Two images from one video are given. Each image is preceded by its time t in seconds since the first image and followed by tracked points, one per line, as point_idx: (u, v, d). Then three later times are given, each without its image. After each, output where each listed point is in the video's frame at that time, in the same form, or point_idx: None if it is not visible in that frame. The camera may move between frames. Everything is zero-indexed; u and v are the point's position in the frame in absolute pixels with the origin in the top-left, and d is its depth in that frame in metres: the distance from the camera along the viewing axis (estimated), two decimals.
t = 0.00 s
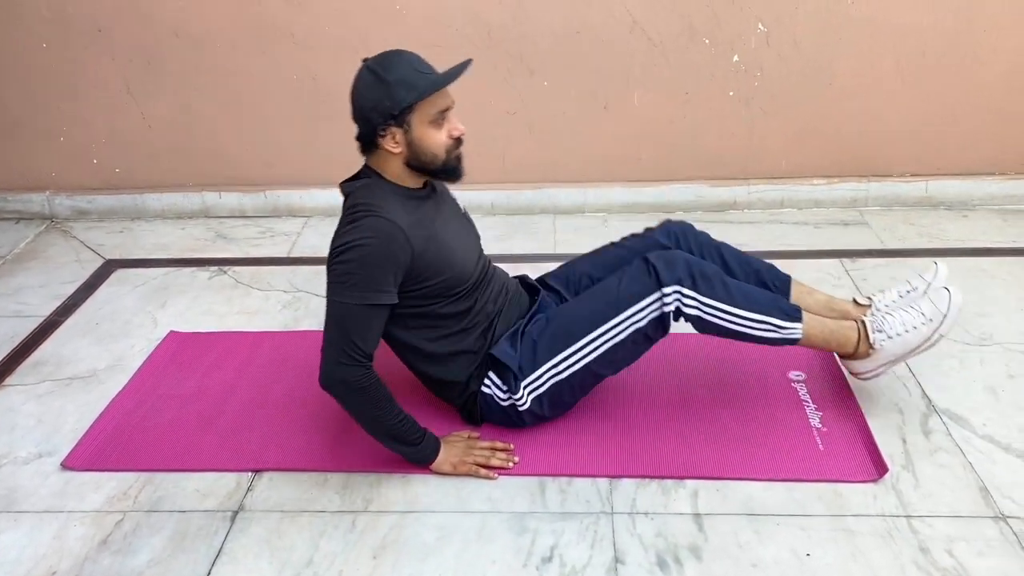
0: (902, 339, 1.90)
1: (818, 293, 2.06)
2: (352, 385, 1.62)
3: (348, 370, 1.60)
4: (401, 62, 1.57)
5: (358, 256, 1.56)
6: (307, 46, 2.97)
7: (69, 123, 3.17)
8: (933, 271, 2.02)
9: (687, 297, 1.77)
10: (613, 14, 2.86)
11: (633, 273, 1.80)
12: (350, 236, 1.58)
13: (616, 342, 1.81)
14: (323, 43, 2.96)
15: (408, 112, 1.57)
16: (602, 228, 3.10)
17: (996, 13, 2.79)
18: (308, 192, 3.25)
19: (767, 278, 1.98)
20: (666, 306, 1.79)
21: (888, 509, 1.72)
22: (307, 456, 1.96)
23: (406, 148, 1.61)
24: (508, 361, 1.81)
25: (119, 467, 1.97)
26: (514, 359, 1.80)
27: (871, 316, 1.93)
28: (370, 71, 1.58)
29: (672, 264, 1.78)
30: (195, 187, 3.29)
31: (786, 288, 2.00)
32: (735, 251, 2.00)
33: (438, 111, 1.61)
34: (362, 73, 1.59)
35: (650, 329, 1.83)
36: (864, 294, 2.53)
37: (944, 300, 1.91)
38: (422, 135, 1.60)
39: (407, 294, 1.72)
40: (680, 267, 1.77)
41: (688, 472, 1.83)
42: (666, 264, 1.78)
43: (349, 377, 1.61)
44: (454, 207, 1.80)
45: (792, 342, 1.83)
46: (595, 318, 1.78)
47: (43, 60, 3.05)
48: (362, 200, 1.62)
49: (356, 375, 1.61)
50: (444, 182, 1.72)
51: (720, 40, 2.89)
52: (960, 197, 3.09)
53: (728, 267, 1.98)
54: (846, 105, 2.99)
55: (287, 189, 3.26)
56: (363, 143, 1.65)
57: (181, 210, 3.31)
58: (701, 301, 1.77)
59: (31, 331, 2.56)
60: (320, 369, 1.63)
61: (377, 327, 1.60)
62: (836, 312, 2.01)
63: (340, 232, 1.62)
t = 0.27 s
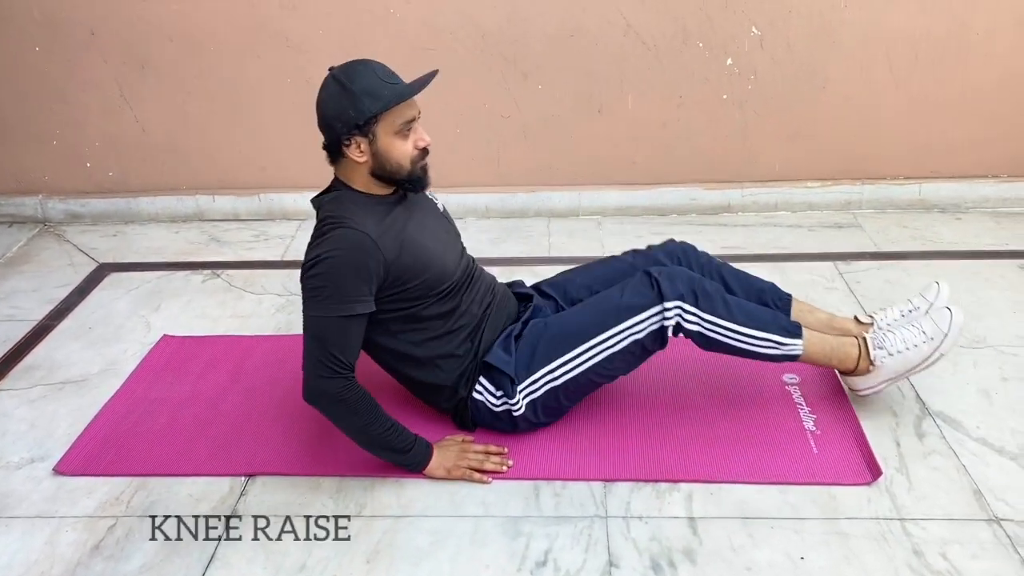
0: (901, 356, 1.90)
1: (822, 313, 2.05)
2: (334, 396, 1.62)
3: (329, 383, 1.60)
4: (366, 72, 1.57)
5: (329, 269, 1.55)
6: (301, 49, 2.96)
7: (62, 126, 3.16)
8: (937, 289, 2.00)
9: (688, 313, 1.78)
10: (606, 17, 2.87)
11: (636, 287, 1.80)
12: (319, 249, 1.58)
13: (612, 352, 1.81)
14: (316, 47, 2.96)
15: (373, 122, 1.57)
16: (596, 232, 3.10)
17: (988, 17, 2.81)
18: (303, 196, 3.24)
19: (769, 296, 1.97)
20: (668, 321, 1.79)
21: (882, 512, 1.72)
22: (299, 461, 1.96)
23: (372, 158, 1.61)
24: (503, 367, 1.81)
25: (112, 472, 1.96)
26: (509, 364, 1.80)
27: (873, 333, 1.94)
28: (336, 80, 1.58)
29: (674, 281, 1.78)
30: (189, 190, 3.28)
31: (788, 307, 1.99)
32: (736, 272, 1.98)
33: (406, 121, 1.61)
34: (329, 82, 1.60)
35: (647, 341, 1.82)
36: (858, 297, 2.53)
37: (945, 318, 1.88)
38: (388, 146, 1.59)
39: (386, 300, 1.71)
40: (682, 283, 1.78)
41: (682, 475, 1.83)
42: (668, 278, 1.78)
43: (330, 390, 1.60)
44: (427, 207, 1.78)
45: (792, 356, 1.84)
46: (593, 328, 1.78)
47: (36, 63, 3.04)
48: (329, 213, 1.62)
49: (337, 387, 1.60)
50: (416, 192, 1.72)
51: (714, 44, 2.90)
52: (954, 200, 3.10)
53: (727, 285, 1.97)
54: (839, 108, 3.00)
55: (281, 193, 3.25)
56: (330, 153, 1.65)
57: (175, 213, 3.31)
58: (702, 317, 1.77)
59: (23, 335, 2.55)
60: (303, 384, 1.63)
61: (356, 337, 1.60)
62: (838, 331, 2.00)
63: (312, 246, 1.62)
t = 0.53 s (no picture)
0: (823, 272, 1.85)
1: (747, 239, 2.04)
2: (370, 382, 1.58)
3: (369, 366, 1.56)
4: (459, 79, 1.57)
5: (399, 252, 1.53)
6: (298, 51, 2.96)
7: (59, 128, 3.15)
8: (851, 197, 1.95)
9: (595, 251, 1.72)
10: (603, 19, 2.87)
11: (544, 244, 1.76)
12: (392, 230, 1.55)
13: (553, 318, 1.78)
14: (313, 49, 2.96)
15: (463, 129, 1.59)
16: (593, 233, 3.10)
17: (984, 19, 2.81)
18: (300, 198, 3.24)
19: (687, 220, 1.98)
20: (583, 263, 1.74)
21: (879, 514, 1.72)
22: (297, 463, 1.95)
23: (457, 164, 1.63)
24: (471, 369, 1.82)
25: (109, 474, 1.95)
26: (478, 365, 1.81)
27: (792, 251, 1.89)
28: (426, 83, 1.58)
29: (572, 223, 1.74)
30: (186, 192, 3.28)
31: (708, 230, 1.99)
32: (655, 199, 1.98)
33: (492, 129, 1.63)
34: (417, 83, 1.59)
35: (585, 287, 1.77)
36: (855, 299, 2.53)
37: (864, 227, 1.85)
38: (474, 153, 1.62)
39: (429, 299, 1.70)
40: (579, 222, 1.73)
41: (680, 477, 1.83)
42: (568, 224, 1.74)
43: (369, 374, 1.57)
44: (481, 220, 1.80)
45: (713, 283, 1.77)
46: (527, 302, 1.77)
47: (33, 65, 3.04)
48: (404, 197, 1.60)
49: (377, 372, 1.57)
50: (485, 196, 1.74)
51: (710, 45, 2.90)
52: (951, 202, 3.10)
53: (649, 214, 1.97)
54: (836, 110, 3.00)
55: (278, 195, 3.25)
56: (410, 152, 1.65)
57: (172, 215, 3.30)
58: (609, 252, 1.72)
59: (20, 337, 2.54)
60: (340, 359, 1.57)
61: (405, 327, 1.57)
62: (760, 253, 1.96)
63: (377, 223, 1.59)
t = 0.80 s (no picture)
0: (865, 302, 1.82)
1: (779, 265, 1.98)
2: (357, 393, 1.59)
3: (355, 377, 1.58)
4: (422, 75, 1.58)
5: (376, 263, 1.55)
6: (297, 53, 2.96)
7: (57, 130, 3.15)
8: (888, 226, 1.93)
9: (636, 277, 1.72)
10: (602, 21, 2.87)
11: (581, 265, 1.75)
12: (370, 241, 1.57)
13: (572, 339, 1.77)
14: (312, 51, 2.96)
15: (428, 125, 1.58)
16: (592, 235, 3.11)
17: (982, 22, 2.82)
18: (298, 200, 3.24)
19: (725, 250, 1.92)
20: (619, 289, 1.73)
21: (879, 516, 1.72)
22: (296, 465, 1.95)
23: (425, 161, 1.62)
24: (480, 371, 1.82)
25: (108, 476, 1.95)
26: (486, 368, 1.82)
27: (831, 279, 1.85)
28: (392, 82, 1.58)
29: (615, 247, 1.73)
30: (184, 195, 3.28)
31: (748, 258, 1.93)
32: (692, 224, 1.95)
33: (459, 124, 1.62)
34: (383, 83, 1.60)
35: (611, 313, 1.77)
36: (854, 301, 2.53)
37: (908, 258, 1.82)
38: (441, 148, 1.61)
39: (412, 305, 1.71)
40: (623, 247, 1.72)
41: (680, 479, 1.83)
42: (609, 245, 1.73)
43: (356, 385, 1.58)
44: (461, 221, 1.80)
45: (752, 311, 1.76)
46: (551, 318, 1.76)
47: (31, 68, 3.03)
48: (380, 206, 1.61)
49: (363, 383, 1.58)
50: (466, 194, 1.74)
51: (709, 48, 2.90)
52: (949, 204, 3.11)
53: (686, 242, 1.94)
54: (834, 112, 3.00)
55: (277, 197, 3.25)
56: (380, 152, 1.65)
57: (170, 218, 3.30)
58: (651, 279, 1.71)
59: (18, 339, 2.54)
60: (326, 372, 1.59)
61: (387, 336, 1.58)
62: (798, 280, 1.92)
63: (356, 235, 1.60)
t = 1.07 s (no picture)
0: (926, 379, 1.87)
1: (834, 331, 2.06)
2: (317, 416, 1.63)
3: (313, 403, 1.61)
4: (337, 87, 1.58)
5: (307, 289, 1.56)
6: (296, 55, 2.96)
7: (56, 132, 3.15)
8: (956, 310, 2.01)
9: (705, 351, 1.79)
10: (602, 23, 2.87)
11: (654, 319, 1.81)
12: (300, 272, 1.59)
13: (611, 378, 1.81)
14: (312, 53, 2.96)
15: (345, 137, 1.58)
16: (592, 237, 3.11)
17: (981, 23, 2.82)
18: (298, 201, 3.24)
19: (785, 328, 1.97)
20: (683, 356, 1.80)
21: (879, 517, 1.72)
22: (296, 467, 1.95)
23: (345, 173, 1.62)
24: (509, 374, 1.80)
25: (107, 479, 1.95)
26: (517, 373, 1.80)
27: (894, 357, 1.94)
28: (307, 96, 1.59)
29: (692, 318, 1.80)
30: (184, 196, 3.28)
31: (804, 335, 1.99)
32: (750, 305, 1.98)
33: (379, 135, 1.62)
34: (300, 97, 1.61)
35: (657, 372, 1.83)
36: (854, 302, 2.54)
37: (966, 338, 1.85)
38: (360, 160, 1.60)
39: (369, 316, 1.72)
40: (701, 321, 1.80)
41: (680, 481, 1.83)
42: (687, 316, 1.80)
43: (315, 410, 1.62)
44: (410, 222, 1.79)
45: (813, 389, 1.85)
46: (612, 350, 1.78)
47: (31, 69, 3.03)
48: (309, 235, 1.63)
49: (321, 407, 1.62)
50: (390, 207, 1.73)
51: (708, 49, 2.90)
52: (948, 205, 3.11)
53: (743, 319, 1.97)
54: (834, 113, 3.01)
55: (276, 198, 3.25)
56: (305, 167, 1.65)
57: (170, 219, 3.30)
58: (721, 356, 1.79)
59: (18, 341, 2.54)
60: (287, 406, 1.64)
61: (336, 357, 1.61)
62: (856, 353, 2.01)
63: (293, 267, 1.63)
